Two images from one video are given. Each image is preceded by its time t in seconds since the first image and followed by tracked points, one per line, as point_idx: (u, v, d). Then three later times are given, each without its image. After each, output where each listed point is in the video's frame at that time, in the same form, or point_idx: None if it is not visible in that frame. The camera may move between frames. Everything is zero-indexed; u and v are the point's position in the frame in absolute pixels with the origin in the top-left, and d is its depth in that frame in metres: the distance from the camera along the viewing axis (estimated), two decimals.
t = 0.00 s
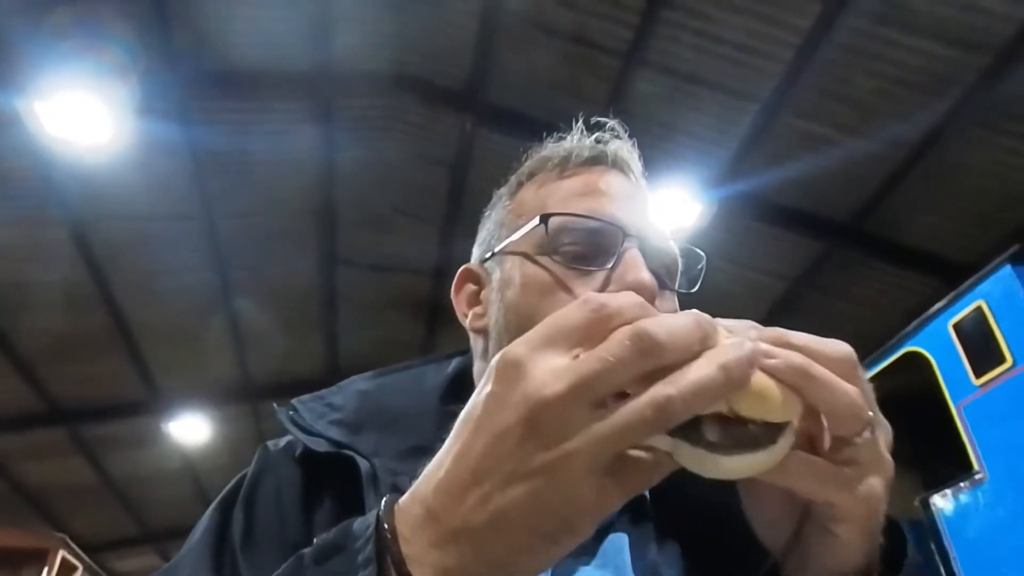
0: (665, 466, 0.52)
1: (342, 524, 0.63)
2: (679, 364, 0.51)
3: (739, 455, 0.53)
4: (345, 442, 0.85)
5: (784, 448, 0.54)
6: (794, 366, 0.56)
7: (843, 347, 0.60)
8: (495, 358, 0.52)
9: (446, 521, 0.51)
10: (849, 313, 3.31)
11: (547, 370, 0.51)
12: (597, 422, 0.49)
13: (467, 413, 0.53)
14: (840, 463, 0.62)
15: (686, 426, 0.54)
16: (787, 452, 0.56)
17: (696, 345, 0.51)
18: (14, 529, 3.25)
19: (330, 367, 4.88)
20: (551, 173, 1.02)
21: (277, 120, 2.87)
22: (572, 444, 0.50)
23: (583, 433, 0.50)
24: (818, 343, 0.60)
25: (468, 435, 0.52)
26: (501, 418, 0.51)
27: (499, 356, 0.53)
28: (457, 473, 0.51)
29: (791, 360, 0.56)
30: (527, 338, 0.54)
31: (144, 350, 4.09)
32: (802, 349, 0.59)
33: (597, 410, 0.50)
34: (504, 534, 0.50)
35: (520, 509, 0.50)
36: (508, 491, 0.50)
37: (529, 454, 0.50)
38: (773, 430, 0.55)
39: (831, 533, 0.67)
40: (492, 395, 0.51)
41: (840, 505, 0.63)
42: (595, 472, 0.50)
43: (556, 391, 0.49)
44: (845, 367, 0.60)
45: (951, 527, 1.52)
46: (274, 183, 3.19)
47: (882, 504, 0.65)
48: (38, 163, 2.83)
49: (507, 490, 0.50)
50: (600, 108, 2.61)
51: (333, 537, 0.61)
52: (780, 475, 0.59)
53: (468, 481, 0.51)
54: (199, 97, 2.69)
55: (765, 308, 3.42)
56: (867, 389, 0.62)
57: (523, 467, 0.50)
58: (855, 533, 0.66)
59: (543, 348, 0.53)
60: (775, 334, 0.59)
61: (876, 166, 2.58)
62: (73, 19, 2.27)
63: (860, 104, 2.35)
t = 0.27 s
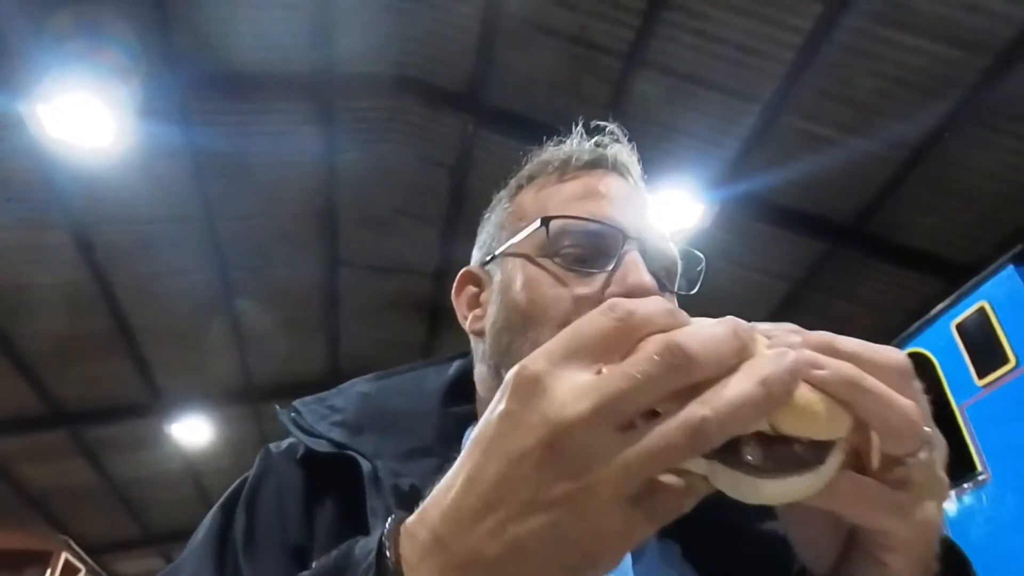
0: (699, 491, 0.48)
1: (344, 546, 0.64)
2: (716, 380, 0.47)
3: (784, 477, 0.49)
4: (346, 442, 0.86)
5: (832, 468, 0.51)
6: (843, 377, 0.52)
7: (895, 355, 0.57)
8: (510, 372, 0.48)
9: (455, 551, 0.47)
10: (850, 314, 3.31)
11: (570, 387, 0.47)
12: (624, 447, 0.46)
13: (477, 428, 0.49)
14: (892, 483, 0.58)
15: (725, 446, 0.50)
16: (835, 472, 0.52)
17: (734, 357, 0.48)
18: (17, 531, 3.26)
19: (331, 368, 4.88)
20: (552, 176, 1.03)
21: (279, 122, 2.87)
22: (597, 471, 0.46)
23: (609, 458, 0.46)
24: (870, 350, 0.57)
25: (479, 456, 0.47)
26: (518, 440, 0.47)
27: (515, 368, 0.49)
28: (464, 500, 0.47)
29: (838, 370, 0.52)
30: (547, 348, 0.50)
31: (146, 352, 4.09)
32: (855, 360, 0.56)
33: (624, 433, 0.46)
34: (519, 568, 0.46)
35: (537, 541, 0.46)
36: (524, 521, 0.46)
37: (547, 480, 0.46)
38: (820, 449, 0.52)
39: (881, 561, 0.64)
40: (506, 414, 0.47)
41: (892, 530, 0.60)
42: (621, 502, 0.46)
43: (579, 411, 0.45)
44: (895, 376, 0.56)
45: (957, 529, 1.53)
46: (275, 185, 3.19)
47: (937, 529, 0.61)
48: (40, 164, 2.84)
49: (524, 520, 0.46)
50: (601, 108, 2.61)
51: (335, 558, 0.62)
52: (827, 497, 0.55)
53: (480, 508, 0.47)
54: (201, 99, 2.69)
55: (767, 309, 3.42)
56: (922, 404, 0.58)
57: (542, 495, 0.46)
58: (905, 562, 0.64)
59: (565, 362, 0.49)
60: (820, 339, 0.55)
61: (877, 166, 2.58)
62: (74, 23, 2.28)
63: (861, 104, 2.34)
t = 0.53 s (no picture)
0: (727, 515, 0.50)
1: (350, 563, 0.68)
2: (743, 400, 0.48)
3: (819, 503, 0.51)
4: (351, 442, 0.89)
5: (868, 494, 0.53)
6: (883, 396, 0.52)
7: (940, 367, 0.57)
8: (522, 392, 0.50)
9: None
10: (856, 307, 3.29)
11: (586, 411, 0.49)
12: (646, 473, 0.47)
13: (492, 446, 0.51)
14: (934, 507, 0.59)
15: (759, 469, 0.52)
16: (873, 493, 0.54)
17: (764, 373, 0.48)
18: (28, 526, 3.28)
19: (337, 363, 4.90)
20: (551, 180, 1.06)
21: (284, 118, 2.87)
22: (613, 498, 0.47)
23: (627, 484, 0.47)
24: (914, 362, 0.57)
25: (490, 478, 0.50)
26: (529, 465, 0.49)
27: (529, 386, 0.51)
28: (478, 521, 0.49)
29: (880, 387, 0.52)
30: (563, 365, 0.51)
31: (153, 347, 4.11)
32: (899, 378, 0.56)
33: (643, 458, 0.47)
34: None
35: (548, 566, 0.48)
36: (536, 547, 0.48)
37: (560, 506, 0.48)
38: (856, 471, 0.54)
39: None
40: (517, 435, 0.49)
41: (935, 557, 0.60)
42: (640, 529, 0.48)
43: (594, 437, 0.47)
44: (940, 391, 0.56)
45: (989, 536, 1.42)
46: (280, 181, 3.19)
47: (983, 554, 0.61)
48: (46, 162, 2.85)
49: (535, 547, 0.48)
50: (605, 102, 2.60)
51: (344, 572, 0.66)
52: (867, 522, 0.56)
53: (491, 534, 0.49)
54: (206, 96, 2.69)
55: (771, 303, 3.41)
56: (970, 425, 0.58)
57: (554, 522, 0.48)
58: None
59: (580, 385, 0.50)
60: (859, 352, 0.56)
61: (882, 159, 2.57)
62: (78, 20, 2.28)
63: (867, 97, 2.33)
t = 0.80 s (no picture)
0: (739, 526, 0.48)
1: None
2: (756, 411, 0.46)
3: (830, 513, 0.48)
4: (356, 441, 0.89)
5: (884, 500, 0.50)
6: (899, 404, 0.50)
7: (953, 373, 0.55)
8: (532, 404, 0.49)
9: None
10: (864, 297, 3.28)
11: (597, 425, 0.47)
12: (657, 489, 0.46)
13: (502, 459, 0.50)
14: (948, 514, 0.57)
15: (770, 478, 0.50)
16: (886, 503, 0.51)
17: (776, 383, 0.47)
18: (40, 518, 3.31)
19: (344, 355, 4.91)
20: (548, 182, 1.07)
21: (288, 110, 2.86)
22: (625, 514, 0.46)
23: (640, 498, 0.46)
24: (928, 369, 0.55)
25: (499, 492, 0.49)
26: (540, 479, 0.48)
27: (538, 398, 0.49)
28: (486, 536, 0.48)
29: (894, 395, 0.50)
30: (573, 376, 0.50)
31: (161, 341, 4.13)
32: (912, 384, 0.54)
33: (655, 471, 0.46)
34: None
35: None
36: (548, 563, 0.48)
37: (571, 522, 0.47)
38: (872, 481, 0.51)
39: None
40: (527, 449, 0.48)
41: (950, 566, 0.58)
42: (653, 544, 0.47)
43: (607, 451, 0.46)
44: (953, 398, 0.55)
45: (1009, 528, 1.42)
46: (285, 173, 3.19)
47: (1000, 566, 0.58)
48: (53, 156, 2.85)
49: (547, 563, 0.48)
50: (611, 91, 2.59)
51: None
52: (882, 530, 0.53)
53: (501, 550, 0.48)
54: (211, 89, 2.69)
55: (778, 293, 3.39)
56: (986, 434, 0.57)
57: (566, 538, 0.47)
58: None
59: (589, 396, 0.49)
60: (871, 358, 0.54)
61: (890, 147, 2.54)
62: (84, 13, 2.28)
63: (875, 83, 2.31)
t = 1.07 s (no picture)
0: (745, 536, 0.49)
1: None
2: (761, 422, 0.46)
3: (834, 523, 0.49)
4: (364, 443, 0.90)
5: (886, 511, 0.51)
6: (900, 415, 0.50)
7: (954, 384, 0.54)
8: (541, 417, 0.49)
9: None
10: (875, 285, 3.25)
11: (603, 439, 0.47)
12: (663, 501, 0.46)
13: (512, 469, 0.51)
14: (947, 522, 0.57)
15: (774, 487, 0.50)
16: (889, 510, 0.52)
17: (781, 395, 0.46)
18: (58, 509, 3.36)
19: (354, 346, 4.94)
20: (540, 188, 1.11)
21: (296, 103, 2.87)
22: (633, 524, 0.47)
23: (646, 508, 0.47)
24: (927, 382, 0.54)
25: (509, 503, 0.50)
26: (549, 492, 0.48)
27: (546, 412, 0.49)
28: (497, 547, 0.49)
29: (896, 407, 0.50)
30: (580, 389, 0.49)
31: (174, 334, 4.16)
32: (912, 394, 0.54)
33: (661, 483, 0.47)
34: None
35: None
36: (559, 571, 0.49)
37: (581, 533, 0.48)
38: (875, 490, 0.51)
39: None
40: (536, 462, 0.49)
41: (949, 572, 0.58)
42: (661, 552, 0.48)
43: (613, 465, 0.46)
44: (955, 409, 0.54)
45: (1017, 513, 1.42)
46: (294, 166, 3.20)
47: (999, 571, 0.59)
48: (64, 152, 2.87)
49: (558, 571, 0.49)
50: (619, 80, 2.57)
51: None
52: (884, 539, 0.54)
53: (513, 560, 0.49)
54: (219, 83, 2.69)
55: (788, 282, 3.38)
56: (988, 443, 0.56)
57: (575, 548, 0.48)
58: None
59: (594, 409, 0.48)
60: (873, 369, 0.53)
61: (902, 132, 2.52)
62: (91, 8, 2.29)
63: (886, 68, 2.29)
